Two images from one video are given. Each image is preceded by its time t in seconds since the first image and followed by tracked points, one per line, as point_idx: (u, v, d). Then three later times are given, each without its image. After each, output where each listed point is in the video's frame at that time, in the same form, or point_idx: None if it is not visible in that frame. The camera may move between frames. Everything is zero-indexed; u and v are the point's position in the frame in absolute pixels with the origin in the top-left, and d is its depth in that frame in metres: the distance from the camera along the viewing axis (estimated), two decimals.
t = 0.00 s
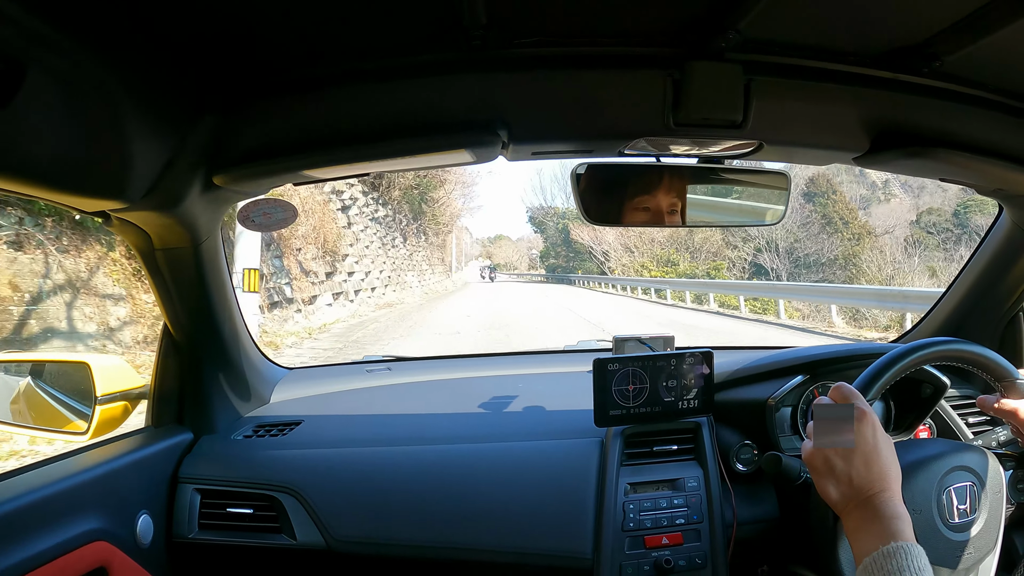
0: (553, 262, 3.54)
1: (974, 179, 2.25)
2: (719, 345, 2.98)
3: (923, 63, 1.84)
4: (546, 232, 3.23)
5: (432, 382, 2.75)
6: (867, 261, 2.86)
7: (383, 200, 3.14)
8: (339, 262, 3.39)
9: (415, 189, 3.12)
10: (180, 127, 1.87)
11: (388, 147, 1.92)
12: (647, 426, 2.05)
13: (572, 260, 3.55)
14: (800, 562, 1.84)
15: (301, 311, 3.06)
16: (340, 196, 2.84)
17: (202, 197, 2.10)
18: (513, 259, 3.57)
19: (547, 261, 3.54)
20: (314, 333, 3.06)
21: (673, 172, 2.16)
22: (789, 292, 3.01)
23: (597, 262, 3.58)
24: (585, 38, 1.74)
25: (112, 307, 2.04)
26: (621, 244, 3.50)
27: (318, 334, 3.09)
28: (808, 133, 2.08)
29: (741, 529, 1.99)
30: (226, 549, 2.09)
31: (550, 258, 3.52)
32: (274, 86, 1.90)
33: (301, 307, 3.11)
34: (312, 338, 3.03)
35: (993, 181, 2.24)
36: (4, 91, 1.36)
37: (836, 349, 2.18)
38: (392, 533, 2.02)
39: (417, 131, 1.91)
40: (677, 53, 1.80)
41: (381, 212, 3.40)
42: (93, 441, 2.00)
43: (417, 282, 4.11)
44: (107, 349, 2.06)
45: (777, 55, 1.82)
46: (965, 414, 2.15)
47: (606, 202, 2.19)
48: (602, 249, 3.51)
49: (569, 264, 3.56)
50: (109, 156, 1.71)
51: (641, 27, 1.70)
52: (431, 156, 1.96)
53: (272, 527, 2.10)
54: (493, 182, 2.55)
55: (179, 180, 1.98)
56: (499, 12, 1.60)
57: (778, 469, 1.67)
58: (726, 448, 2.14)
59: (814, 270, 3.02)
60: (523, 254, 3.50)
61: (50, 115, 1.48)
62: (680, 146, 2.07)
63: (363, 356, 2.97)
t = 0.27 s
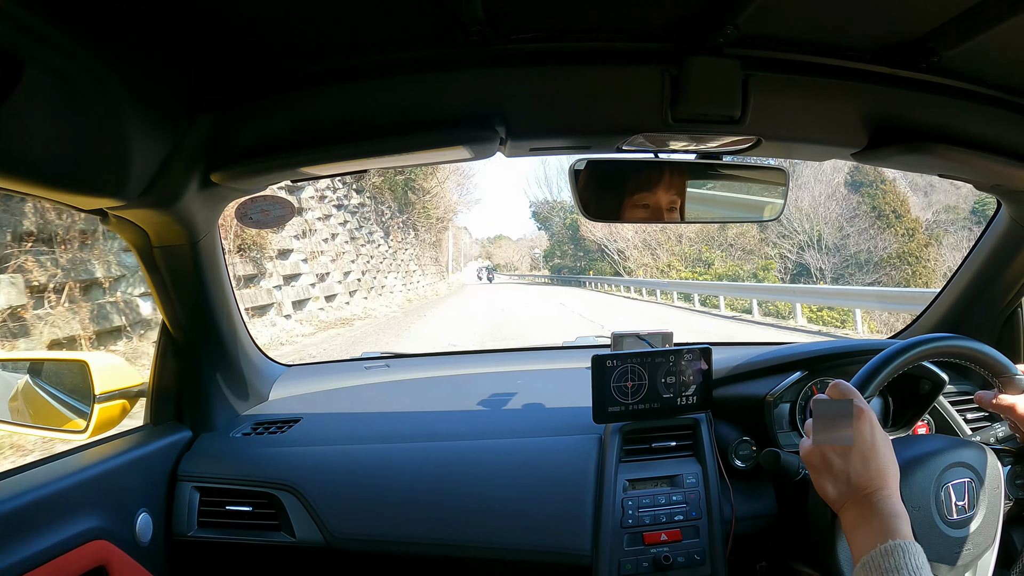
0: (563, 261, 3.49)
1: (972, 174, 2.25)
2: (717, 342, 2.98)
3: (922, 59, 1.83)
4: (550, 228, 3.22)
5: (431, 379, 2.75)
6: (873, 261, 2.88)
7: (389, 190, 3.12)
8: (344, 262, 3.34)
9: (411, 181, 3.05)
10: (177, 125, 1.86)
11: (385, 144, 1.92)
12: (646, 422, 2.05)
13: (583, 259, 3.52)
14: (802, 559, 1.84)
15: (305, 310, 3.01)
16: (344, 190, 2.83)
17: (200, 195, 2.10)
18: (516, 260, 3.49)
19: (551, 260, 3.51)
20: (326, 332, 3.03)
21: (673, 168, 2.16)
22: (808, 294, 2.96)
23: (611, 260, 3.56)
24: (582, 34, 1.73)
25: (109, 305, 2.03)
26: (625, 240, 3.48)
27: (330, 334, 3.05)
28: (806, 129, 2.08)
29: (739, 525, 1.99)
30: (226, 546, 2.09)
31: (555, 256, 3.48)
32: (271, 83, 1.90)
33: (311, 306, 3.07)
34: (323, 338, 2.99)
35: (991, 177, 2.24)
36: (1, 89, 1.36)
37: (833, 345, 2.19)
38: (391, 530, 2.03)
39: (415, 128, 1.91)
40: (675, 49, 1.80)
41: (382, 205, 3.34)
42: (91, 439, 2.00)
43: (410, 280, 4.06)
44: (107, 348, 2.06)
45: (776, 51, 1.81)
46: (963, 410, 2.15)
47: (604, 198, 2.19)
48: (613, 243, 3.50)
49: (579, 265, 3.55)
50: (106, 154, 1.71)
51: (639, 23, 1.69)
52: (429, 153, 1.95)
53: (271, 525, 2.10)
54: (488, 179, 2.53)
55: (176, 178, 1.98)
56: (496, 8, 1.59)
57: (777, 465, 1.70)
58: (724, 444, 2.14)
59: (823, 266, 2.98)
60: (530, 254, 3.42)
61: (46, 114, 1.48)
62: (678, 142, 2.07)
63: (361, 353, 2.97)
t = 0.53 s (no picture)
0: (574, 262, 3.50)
1: (971, 173, 2.26)
2: (716, 339, 2.99)
3: (923, 57, 1.84)
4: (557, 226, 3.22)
5: (431, 375, 2.76)
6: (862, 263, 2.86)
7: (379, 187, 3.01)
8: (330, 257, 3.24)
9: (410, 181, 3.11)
10: (179, 121, 1.87)
11: (387, 140, 1.92)
12: (646, 418, 2.06)
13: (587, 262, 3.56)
14: (799, 555, 1.85)
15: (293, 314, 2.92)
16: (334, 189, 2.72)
17: (200, 191, 2.10)
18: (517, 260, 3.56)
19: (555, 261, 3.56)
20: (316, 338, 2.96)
21: (672, 165, 2.16)
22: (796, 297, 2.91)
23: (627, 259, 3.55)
24: (583, 31, 1.73)
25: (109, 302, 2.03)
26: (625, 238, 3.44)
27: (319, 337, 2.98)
28: (805, 126, 2.08)
29: (739, 521, 1.99)
30: (226, 542, 2.10)
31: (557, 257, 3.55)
32: (273, 80, 1.90)
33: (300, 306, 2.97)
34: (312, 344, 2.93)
35: (991, 175, 2.25)
36: (3, 85, 1.36)
37: (833, 342, 2.19)
38: (392, 526, 2.03)
39: (416, 125, 1.92)
40: (676, 46, 1.80)
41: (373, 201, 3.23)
42: (92, 436, 2.01)
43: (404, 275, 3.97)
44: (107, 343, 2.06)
45: (777, 48, 1.82)
46: (962, 407, 2.16)
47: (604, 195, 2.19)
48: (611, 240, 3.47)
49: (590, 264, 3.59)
50: (107, 150, 1.71)
51: (640, 20, 1.70)
52: (430, 149, 1.96)
53: (271, 520, 2.11)
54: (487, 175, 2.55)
55: (177, 175, 1.98)
56: (498, 4, 1.60)
57: (776, 461, 1.73)
58: (723, 441, 2.14)
59: (821, 269, 2.92)
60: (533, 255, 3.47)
61: (48, 110, 1.48)
62: (679, 139, 2.07)
63: (361, 349, 2.98)
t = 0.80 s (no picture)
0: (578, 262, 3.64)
1: (970, 182, 2.26)
2: (715, 345, 3.00)
3: (922, 66, 1.84)
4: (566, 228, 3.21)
5: (429, 380, 2.76)
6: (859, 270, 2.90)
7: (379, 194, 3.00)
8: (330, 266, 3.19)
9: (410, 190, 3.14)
10: (178, 124, 1.86)
11: (386, 145, 1.92)
12: (643, 426, 2.05)
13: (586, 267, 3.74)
14: (795, 563, 1.85)
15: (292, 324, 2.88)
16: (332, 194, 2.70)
17: (199, 194, 2.10)
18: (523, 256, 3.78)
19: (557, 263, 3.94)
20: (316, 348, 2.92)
21: (668, 170, 2.14)
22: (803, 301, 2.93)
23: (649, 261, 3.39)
24: (584, 38, 1.74)
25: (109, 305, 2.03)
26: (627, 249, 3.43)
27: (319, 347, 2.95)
28: (804, 134, 2.09)
29: (734, 529, 1.99)
30: (221, 546, 2.09)
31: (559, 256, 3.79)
32: (274, 83, 1.90)
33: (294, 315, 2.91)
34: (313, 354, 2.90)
35: (990, 184, 2.25)
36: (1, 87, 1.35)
37: (832, 350, 2.19)
38: (388, 529, 2.03)
39: (415, 130, 1.91)
40: (676, 54, 1.81)
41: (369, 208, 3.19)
42: (89, 437, 2.00)
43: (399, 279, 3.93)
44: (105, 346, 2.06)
45: (777, 56, 1.82)
46: (959, 417, 2.15)
47: (603, 202, 2.19)
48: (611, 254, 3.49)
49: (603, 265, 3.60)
50: (105, 152, 1.70)
51: (640, 27, 1.70)
52: (429, 154, 1.96)
53: (267, 524, 2.10)
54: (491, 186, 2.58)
55: (176, 178, 1.98)
56: (499, 10, 1.60)
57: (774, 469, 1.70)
58: (720, 448, 2.14)
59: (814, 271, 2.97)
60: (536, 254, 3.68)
61: (47, 111, 1.48)
62: (678, 146, 2.07)
63: (359, 353, 2.98)
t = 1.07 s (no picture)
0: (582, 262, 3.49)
1: (969, 196, 2.26)
2: (710, 353, 2.99)
3: (922, 79, 1.84)
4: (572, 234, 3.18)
5: (423, 379, 2.75)
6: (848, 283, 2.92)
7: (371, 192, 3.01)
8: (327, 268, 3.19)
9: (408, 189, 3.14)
10: (175, 116, 1.86)
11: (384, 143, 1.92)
12: (634, 432, 2.04)
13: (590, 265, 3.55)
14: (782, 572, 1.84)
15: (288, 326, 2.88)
16: (325, 191, 2.70)
17: (194, 187, 2.10)
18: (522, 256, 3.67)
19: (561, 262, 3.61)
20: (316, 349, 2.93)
21: (654, 176, 2.14)
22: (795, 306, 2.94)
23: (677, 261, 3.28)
24: (584, 41, 1.74)
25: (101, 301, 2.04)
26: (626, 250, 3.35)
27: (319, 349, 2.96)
28: (803, 145, 2.09)
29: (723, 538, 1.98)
30: (207, 540, 2.08)
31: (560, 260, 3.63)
32: (273, 78, 1.90)
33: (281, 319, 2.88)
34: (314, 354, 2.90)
35: (988, 199, 2.25)
36: None
37: (826, 361, 2.18)
38: (376, 528, 2.02)
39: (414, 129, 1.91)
40: (676, 60, 1.81)
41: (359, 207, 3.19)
42: (77, 429, 1.99)
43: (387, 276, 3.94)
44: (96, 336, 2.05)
45: (776, 65, 1.82)
46: (952, 431, 2.15)
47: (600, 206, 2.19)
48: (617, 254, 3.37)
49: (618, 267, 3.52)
50: (102, 141, 1.70)
51: (641, 33, 1.70)
52: (427, 154, 1.96)
53: (253, 520, 2.09)
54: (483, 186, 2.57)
55: (171, 169, 1.98)
56: (500, 11, 1.60)
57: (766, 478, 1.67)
58: (711, 456, 2.13)
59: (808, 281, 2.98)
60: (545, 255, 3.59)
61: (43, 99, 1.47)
62: (677, 153, 2.07)
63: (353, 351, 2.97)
